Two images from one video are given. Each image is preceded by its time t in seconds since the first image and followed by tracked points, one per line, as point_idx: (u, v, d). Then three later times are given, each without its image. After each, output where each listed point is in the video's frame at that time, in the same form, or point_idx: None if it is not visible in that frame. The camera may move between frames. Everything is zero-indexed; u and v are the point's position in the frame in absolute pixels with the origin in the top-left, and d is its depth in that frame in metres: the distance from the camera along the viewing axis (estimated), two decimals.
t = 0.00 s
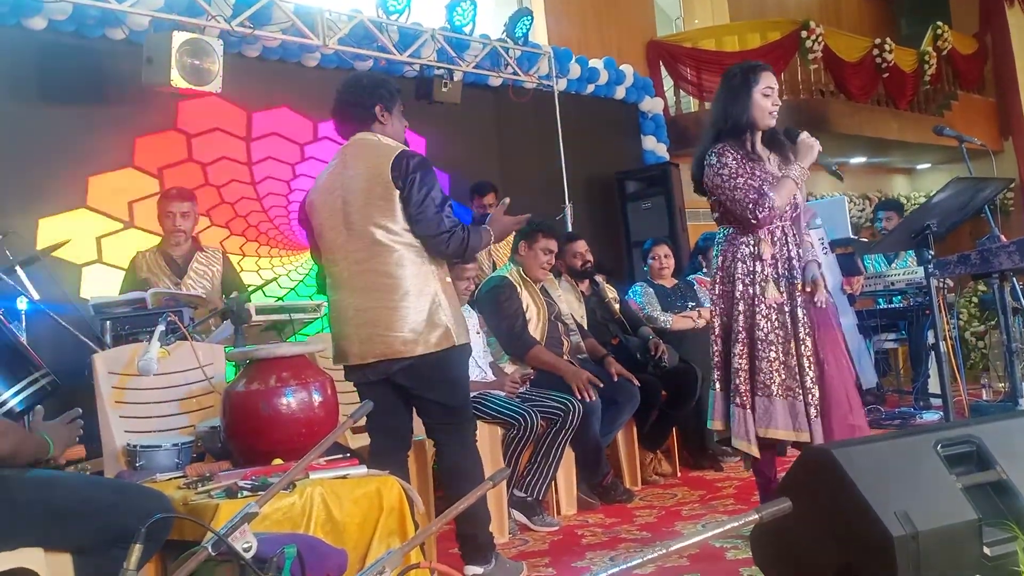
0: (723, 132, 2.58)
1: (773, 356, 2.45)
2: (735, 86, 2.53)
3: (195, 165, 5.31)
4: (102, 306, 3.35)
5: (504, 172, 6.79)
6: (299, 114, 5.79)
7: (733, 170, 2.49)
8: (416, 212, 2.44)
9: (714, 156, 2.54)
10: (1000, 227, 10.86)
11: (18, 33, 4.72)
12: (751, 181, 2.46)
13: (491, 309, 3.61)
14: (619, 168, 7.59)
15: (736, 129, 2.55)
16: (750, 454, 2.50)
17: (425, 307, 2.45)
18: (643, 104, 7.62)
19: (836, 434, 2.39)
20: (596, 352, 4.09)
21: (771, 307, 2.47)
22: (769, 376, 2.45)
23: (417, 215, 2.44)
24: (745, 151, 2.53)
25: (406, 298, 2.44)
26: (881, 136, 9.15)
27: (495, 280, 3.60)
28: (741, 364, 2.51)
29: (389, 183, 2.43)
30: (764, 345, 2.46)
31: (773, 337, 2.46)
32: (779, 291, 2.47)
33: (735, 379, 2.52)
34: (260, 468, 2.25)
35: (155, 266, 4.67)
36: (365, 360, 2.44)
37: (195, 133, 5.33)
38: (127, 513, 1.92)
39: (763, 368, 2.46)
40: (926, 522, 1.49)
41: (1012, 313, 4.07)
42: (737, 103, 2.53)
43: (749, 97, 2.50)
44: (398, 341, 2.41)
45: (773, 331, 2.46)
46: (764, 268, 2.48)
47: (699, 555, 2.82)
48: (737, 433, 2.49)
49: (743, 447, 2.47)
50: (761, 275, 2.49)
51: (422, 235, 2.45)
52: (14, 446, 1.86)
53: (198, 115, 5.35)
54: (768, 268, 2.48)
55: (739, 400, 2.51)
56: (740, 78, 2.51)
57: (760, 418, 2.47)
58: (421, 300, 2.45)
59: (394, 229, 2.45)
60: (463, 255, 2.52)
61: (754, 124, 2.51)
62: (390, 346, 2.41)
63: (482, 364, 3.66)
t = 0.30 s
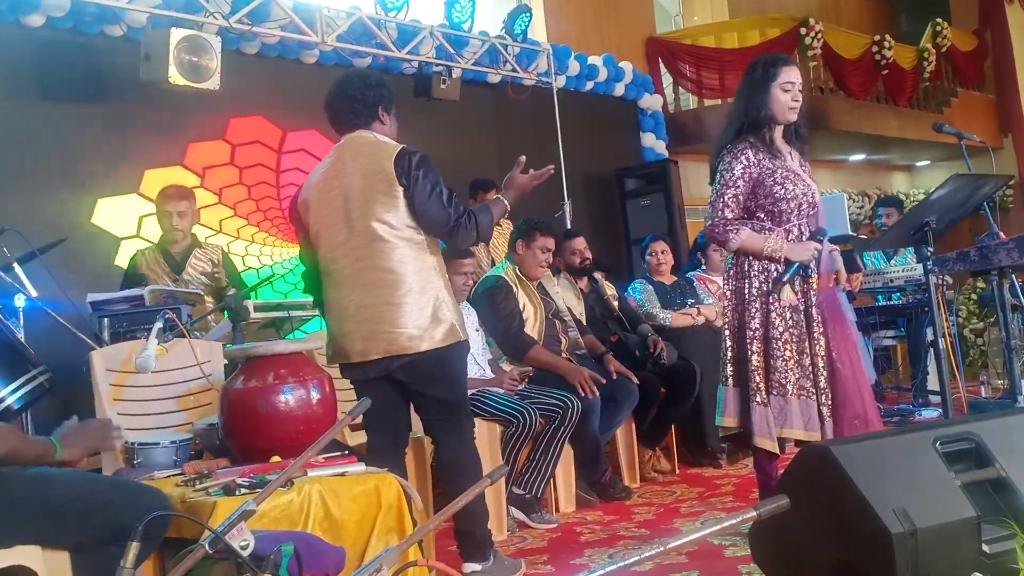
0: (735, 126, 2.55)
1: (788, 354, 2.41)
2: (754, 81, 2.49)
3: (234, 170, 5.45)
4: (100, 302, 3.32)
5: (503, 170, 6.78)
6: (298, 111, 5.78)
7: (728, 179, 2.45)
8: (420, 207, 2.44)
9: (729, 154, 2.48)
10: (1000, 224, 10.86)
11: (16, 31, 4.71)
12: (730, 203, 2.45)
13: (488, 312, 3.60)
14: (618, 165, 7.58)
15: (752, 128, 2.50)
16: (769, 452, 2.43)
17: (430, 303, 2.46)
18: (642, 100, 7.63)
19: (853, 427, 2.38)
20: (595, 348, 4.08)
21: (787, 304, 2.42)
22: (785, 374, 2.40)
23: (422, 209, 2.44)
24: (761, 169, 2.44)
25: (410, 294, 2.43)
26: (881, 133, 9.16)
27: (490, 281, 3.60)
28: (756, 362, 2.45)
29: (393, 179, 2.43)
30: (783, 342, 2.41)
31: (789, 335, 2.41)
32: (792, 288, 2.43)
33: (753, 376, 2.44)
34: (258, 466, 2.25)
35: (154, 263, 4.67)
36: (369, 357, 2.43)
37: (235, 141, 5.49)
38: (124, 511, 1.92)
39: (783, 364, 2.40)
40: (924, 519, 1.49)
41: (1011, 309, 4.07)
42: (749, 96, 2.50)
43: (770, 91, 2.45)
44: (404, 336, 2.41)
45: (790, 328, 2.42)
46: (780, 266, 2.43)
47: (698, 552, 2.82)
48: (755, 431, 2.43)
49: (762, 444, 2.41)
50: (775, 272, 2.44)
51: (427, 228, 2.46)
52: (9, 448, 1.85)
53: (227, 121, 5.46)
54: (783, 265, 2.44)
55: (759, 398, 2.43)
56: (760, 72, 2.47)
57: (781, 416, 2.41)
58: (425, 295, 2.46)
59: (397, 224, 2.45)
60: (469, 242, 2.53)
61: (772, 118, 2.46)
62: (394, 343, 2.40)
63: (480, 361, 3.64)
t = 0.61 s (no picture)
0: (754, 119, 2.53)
1: (803, 349, 2.44)
2: (780, 71, 2.44)
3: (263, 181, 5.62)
4: (98, 300, 3.35)
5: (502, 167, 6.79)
6: (296, 108, 5.77)
7: (733, 167, 2.48)
8: (427, 201, 2.46)
9: (739, 147, 2.49)
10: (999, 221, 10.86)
11: (14, 28, 4.70)
12: (731, 189, 2.48)
13: (486, 310, 3.60)
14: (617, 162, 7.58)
15: (771, 115, 2.49)
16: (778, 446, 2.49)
17: (436, 296, 2.48)
18: (641, 98, 7.63)
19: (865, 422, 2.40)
20: (593, 346, 4.08)
21: (801, 299, 2.44)
22: (800, 369, 2.43)
23: (428, 202, 2.46)
24: (768, 159, 2.45)
25: (416, 289, 2.45)
26: (880, 130, 9.16)
27: (489, 279, 3.60)
28: (770, 356, 2.48)
29: (401, 172, 2.44)
30: (795, 336, 2.44)
31: (804, 330, 2.44)
32: (808, 282, 2.45)
33: (765, 371, 2.48)
34: (257, 463, 2.25)
35: (153, 261, 4.70)
36: (376, 352, 2.42)
37: (267, 154, 5.65)
38: (123, 507, 1.92)
39: (796, 360, 2.43)
40: (922, 515, 1.50)
41: (1010, 306, 4.06)
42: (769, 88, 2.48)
43: (796, 79, 2.41)
44: (413, 330, 2.41)
45: (804, 322, 2.44)
46: (795, 260, 2.45)
47: (696, 549, 2.83)
48: (767, 426, 2.47)
49: (772, 439, 2.46)
50: (789, 267, 2.46)
51: (435, 222, 2.48)
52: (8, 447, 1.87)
53: (226, 119, 5.47)
54: (798, 260, 2.45)
55: (769, 393, 2.48)
56: (789, 58, 2.42)
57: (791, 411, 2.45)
58: (431, 290, 2.48)
59: (403, 217, 2.45)
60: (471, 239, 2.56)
61: (796, 106, 2.42)
62: (402, 337, 2.41)
63: (479, 359, 3.64)
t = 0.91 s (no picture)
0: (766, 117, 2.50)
1: (827, 345, 2.35)
2: (791, 66, 2.41)
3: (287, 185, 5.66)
4: (94, 297, 3.29)
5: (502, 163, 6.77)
6: (296, 104, 5.75)
7: (747, 166, 2.43)
8: (438, 195, 2.57)
9: (750, 146, 2.44)
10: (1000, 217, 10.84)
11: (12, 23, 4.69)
12: (747, 190, 2.44)
13: (485, 306, 3.59)
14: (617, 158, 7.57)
15: (784, 111, 2.46)
16: (795, 445, 2.44)
17: (442, 288, 2.52)
18: (641, 94, 7.62)
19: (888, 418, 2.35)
20: (593, 343, 4.03)
21: (822, 294, 2.36)
22: (825, 365, 2.35)
23: (438, 195, 2.57)
24: (779, 156, 2.40)
25: (423, 280, 2.47)
26: (881, 127, 9.14)
27: (490, 274, 3.59)
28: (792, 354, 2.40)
29: (412, 162, 2.50)
30: (816, 333, 2.36)
31: (826, 324, 2.35)
32: (828, 276, 2.37)
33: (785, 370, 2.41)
34: (255, 460, 2.24)
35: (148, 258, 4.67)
36: (386, 341, 2.40)
37: (268, 151, 5.63)
38: (120, 505, 1.91)
39: (816, 358, 2.35)
40: (923, 512, 1.48)
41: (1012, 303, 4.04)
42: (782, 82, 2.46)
43: (808, 75, 2.38)
44: (422, 320, 2.43)
45: (826, 318, 2.36)
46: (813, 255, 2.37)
47: (695, 546, 2.81)
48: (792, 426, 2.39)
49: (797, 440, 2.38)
50: (806, 262, 2.38)
51: (444, 214, 2.58)
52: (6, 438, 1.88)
53: (225, 115, 5.45)
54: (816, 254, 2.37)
55: (788, 391, 2.42)
56: (798, 54, 2.38)
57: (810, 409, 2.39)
58: (436, 281, 2.52)
59: (411, 208, 2.49)
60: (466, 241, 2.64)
61: (816, 104, 2.40)
62: (410, 327, 2.42)
63: (478, 356, 3.59)
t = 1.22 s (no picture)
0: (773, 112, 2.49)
1: (834, 339, 2.35)
2: (798, 64, 2.39)
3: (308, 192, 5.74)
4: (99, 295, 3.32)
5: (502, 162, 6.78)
6: (296, 103, 5.76)
7: (746, 162, 2.44)
8: (448, 198, 2.58)
9: (753, 141, 2.45)
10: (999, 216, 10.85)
11: (13, 22, 4.70)
12: (745, 185, 2.45)
13: (489, 301, 3.60)
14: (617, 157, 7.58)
15: (788, 108, 2.45)
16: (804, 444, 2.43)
17: (446, 289, 2.55)
18: (642, 93, 7.63)
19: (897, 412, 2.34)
20: (593, 341, 4.05)
21: (824, 290, 2.37)
22: (836, 360, 2.34)
23: (449, 201, 2.59)
24: (779, 153, 2.40)
25: (428, 280, 2.51)
26: (881, 125, 9.16)
27: (495, 271, 3.59)
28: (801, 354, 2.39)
29: (429, 161, 2.55)
30: (818, 330, 2.36)
31: (831, 320, 2.35)
32: (829, 272, 2.37)
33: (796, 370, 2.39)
34: (258, 457, 2.25)
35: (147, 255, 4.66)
36: (394, 337, 2.41)
37: (269, 150, 5.64)
38: (124, 501, 1.93)
39: (827, 354, 2.34)
40: (922, 509, 1.50)
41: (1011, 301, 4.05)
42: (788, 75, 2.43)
43: (814, 72, 2.35)
44: (428, 319, 2.47)
45: (828, 314, 2.36)
46: (813, 253, 2.37)
47: (695, 543, 2.83)
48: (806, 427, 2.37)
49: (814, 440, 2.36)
50: (805, 260, 2.38)
51: (452, 221, 2.59)
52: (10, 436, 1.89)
53: (226, 114, 5.46)
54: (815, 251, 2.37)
55: (792, 389, 2.43)
56: (807, 51, 2.37)
57: (815, 406, 2.40)
58: (446, 279, 2.56)
59: (423, 208, 2.52)
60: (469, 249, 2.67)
61: (815, 101, 2.36)
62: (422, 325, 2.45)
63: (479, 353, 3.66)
